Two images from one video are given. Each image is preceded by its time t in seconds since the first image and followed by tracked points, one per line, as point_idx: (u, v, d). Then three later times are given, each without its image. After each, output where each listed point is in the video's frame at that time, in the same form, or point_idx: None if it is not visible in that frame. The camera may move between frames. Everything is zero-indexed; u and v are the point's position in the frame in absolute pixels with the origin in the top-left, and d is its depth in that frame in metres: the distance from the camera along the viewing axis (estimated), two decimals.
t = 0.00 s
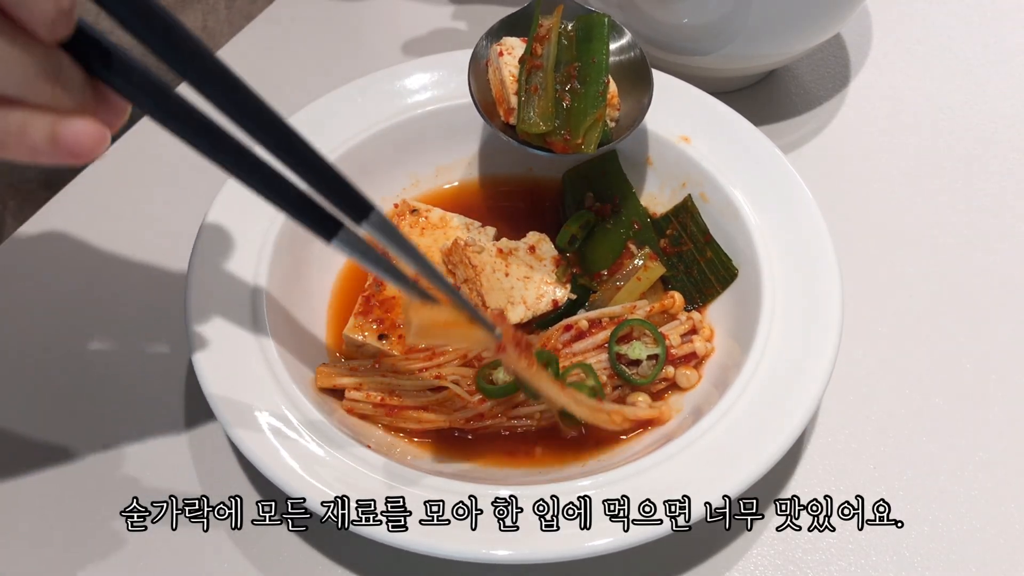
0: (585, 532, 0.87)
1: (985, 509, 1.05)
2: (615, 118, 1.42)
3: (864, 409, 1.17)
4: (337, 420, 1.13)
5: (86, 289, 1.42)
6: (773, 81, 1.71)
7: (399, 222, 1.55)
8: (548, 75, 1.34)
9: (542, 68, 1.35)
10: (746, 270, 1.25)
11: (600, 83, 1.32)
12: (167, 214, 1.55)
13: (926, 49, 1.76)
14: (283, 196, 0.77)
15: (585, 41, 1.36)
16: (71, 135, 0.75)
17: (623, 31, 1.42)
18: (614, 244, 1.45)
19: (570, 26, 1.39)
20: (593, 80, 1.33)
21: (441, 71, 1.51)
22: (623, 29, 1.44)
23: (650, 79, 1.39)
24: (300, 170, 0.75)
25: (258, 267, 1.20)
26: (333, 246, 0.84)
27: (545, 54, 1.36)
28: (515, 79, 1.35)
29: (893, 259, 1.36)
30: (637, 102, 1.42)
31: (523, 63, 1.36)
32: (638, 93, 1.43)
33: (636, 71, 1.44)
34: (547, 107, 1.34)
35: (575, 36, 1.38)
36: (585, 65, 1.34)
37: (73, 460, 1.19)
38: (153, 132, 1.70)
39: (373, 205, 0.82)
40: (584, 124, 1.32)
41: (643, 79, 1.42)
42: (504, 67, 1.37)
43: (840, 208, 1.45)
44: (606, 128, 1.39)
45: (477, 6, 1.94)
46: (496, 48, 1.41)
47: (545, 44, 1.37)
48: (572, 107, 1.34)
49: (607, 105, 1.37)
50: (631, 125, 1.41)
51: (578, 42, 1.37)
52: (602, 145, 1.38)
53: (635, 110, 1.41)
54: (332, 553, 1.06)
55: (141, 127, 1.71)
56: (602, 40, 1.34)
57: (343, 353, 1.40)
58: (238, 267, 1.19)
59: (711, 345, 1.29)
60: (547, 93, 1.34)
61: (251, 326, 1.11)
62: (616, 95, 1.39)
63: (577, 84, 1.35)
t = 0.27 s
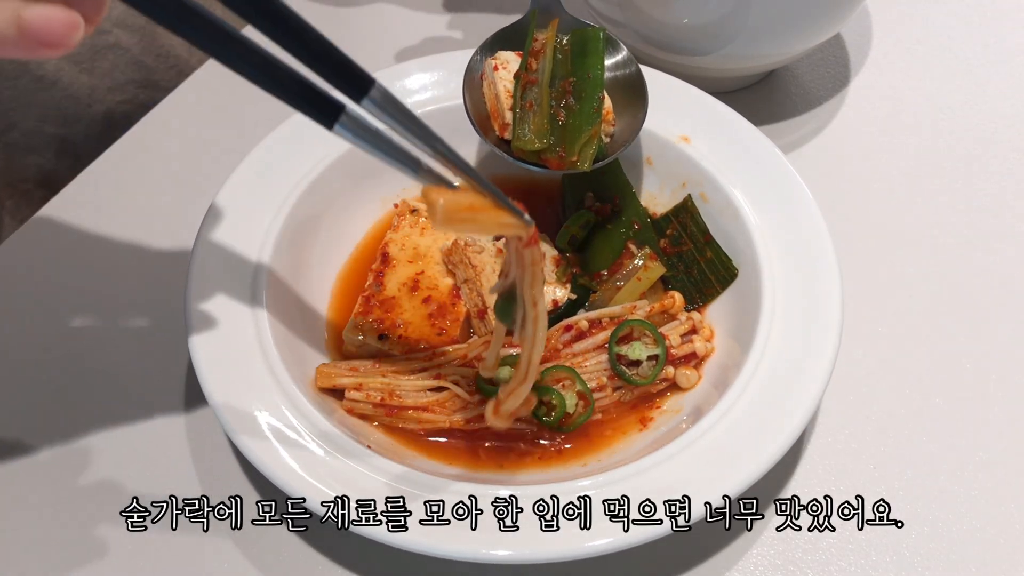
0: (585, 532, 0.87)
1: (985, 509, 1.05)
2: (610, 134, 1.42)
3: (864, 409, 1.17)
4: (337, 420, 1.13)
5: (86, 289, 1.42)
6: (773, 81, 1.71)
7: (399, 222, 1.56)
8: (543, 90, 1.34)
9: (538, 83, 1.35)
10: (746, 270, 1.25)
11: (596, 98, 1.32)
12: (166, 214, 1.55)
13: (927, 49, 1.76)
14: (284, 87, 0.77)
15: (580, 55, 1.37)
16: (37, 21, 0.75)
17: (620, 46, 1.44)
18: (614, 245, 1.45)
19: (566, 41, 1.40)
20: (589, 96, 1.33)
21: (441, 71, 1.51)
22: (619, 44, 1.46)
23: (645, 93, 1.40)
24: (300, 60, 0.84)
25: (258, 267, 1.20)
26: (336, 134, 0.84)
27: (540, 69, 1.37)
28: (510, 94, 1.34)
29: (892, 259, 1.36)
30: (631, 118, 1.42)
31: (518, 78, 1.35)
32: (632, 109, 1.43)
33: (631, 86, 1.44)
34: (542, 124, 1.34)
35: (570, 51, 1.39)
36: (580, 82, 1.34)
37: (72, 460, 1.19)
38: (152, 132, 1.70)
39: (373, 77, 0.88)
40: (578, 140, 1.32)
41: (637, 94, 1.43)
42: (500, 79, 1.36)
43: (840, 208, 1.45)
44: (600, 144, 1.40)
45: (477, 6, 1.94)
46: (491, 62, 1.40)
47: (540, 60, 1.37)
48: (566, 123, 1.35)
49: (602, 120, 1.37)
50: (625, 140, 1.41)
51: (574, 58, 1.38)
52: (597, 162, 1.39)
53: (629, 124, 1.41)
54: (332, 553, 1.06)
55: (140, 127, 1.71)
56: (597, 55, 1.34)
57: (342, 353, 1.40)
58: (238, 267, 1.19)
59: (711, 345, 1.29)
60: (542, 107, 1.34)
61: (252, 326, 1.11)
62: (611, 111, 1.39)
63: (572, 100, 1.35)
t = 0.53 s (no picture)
0: (585, 531, 0.87)
1: (984, 509, 1.05)
2: (616, 144, 1.42)
3: (864, 409, 1.17)
4: (337, 420, 1.13)
5: (86, 288, 1.42)
6: (773, 81, 1.71)
7: (399, 222, 1.55)
8: (548, 102, 1.34)
9: (543, 94, 1.35)
10: (746, 270, 1.25)
11: (599, 110, 1.31)
12: (166, 214, 1.55)
13: (927, 49, 1.76)
14: (294, 108, 0.76)
15: (584, 64, 1.36)
16: (58, 47, 0.76)
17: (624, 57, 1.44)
18: (614, 245, 1.45)
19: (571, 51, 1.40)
20: (593, 107, 1.32)
21: (441, 71, 1.51)
22: (623, 54, 1.46)
23: (650, 102, 1.40)
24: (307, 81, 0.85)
25: (257, 268, 1.20)
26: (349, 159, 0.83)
27: (544, 79, 1.36)
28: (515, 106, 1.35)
29: (892, 259, 1.36)
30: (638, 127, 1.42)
31: (522, 89, 1.36)
32: (639, 119, 1.43)
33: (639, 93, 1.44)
34: (547, 136, 1.34)
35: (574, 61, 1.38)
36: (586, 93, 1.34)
37: (72, 460, 1.19)
38: (151, 132, 1.70)
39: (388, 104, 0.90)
40: (583, 151, 1.32)
41: (642, 104, 1.42)
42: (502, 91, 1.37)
43: (840, 208, 1.45)
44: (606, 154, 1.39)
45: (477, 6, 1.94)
46: (495, 73, 1.41)
47: (545, 70, 1.37)
48: (572, 135, 1.34)
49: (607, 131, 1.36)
50: (633, 148, 1.40)
51: (579, 67, 1.37)
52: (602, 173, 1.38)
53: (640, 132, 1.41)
54: (332, 552, 1.06)
55: (140, 127, 1.71)
56: (602, 64, 1.34)
57: (342, 353, 1.40)
58: (238, 266, 1.19)
59: (711, 345, 1.29)
60: (546, 119, 1.34)
61: (253, 328, 1.11)
62: (616, 121, 1.38)
63: (578, 111, 1.34)
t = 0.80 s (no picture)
0: (586, 532, 0.87)
1: (984, 509, 1.06)
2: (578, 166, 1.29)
3: (864, 409, 1.17)
4: (337, 420, 1.13)
5: (87, 288, 1.42)
6: (773, 80, 1.71)
7: (399, 222, 1.55)
8: (502, 118, 1.22)
9: (498, 109, 1.23)
10: (746, 270, 1.25)
11: (558, 126, 1.18)
12: (166, 213, 1.55)
13: (926, 49, 1.76)
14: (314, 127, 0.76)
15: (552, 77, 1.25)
16: None
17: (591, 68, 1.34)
18: (614, 245, 1.45)
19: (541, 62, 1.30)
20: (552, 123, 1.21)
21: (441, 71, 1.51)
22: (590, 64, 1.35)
23: (620, 115, 1.29)
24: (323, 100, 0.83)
25: (257, 268, 1.20)
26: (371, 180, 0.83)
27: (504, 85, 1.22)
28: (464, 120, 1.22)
29: (892, 259, 1.36)
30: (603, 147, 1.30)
31: (476, 93, 1.19)
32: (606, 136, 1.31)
33: (609, 109, 1.33)
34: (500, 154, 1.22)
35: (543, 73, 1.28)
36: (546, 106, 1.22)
37: (72, 460, 1.19)
38: (152, 131, 1.70)
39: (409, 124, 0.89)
40: (530, 176, 1.19)
41: (611, 117, 1.31)
42: (455, 100, 1.19)
43: (840, 208, 1.45)
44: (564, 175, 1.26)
45: (477, 5, 1.94)
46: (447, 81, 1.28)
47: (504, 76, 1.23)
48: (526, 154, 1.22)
49: (565, 151, 1.23)
50: (593, 171, 1.28)
51: (545, 78, 1.24)
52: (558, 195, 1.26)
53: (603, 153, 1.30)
54: (333, 552, 1.06)
55: (140, 127, 1.71)
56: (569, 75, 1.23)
57: (342, 353, 1.40)
58: (238, 266, 1.19)
59: (711, 345, 1.29)
60: (497, 139, 1.22)
61: (252, 327, 1.11)
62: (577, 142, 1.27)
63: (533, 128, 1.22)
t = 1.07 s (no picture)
0: (586, 532, 0.87)
1: (984, 509, 1.06)
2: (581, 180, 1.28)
3: (864, 409, 1.17)
4: (337, 420, 1.13)
5: (86, 288, 1.42)
6: (773, 80, 1.71)
7: (399, 222, 1.55)
8: (507, 130, 1.21)
9: (503, 120, 1.22)
10: (747, 270, 1.25)
11: (562, 139, 1.18)
12: (165, 214, 1.55)
13: (926, 49, 1.76)
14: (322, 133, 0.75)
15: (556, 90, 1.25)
16: None
17: (594, 80, 1.34)
18: (614, 245, 1.45)
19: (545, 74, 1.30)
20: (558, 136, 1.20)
21: (441, 71, 1.50)
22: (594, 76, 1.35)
23: (625, 128, 1.29)
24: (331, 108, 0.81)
25: (257, 269, 1.20)
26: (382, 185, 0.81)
27: (508, 98, 1.22)
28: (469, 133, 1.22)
29: (892, 260, 1.36)
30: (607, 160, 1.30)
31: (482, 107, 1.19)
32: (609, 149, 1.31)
33: (613, 121, 1.32)
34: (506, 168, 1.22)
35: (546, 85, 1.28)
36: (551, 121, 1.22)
37: (71, 461, 1.19)
38: (151, 132, 1.70)
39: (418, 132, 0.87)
40: (536, 189, 1.18)
41: (615, 130, 1.31)
42: (460, 113, 1.19)
43: (840, 208, 1.45)
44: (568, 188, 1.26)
45: (476, 5, 1.94)
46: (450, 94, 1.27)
47: (509, 89, 1.23)
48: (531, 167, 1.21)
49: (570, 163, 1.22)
50: (597, 184, 1.28)
51: (549, 91, 1.24)
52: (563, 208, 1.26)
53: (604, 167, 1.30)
54: (333, 552, 1.06)
55: (141, 127, 1.72)
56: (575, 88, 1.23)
57: (342, 353, 1.40)
58: (239, 267, 1.19)
59: (711, 345, 1.29)
60: (502, 152, 1.22)
61: (252, 328, 1.11)
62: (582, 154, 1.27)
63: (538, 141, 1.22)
